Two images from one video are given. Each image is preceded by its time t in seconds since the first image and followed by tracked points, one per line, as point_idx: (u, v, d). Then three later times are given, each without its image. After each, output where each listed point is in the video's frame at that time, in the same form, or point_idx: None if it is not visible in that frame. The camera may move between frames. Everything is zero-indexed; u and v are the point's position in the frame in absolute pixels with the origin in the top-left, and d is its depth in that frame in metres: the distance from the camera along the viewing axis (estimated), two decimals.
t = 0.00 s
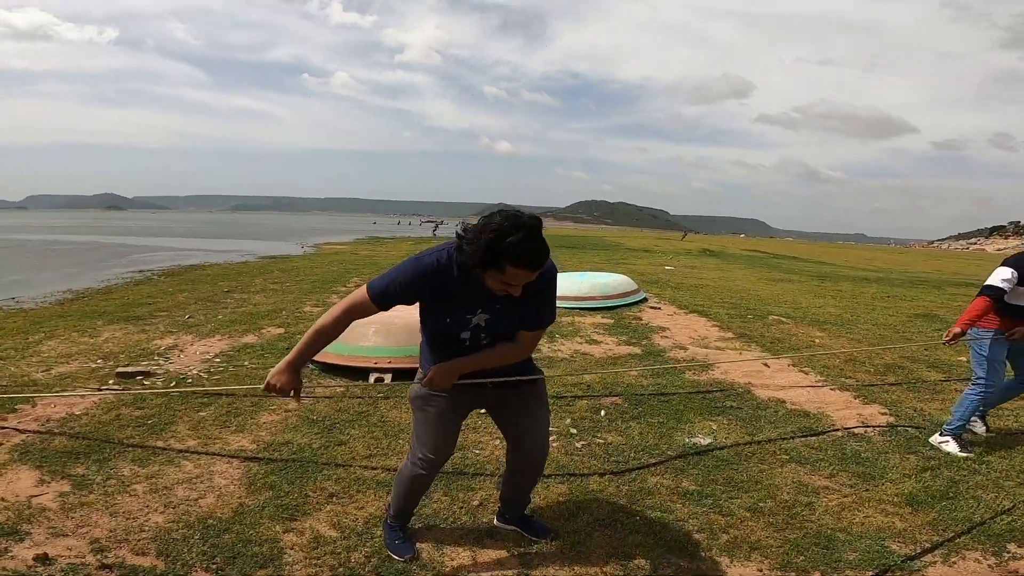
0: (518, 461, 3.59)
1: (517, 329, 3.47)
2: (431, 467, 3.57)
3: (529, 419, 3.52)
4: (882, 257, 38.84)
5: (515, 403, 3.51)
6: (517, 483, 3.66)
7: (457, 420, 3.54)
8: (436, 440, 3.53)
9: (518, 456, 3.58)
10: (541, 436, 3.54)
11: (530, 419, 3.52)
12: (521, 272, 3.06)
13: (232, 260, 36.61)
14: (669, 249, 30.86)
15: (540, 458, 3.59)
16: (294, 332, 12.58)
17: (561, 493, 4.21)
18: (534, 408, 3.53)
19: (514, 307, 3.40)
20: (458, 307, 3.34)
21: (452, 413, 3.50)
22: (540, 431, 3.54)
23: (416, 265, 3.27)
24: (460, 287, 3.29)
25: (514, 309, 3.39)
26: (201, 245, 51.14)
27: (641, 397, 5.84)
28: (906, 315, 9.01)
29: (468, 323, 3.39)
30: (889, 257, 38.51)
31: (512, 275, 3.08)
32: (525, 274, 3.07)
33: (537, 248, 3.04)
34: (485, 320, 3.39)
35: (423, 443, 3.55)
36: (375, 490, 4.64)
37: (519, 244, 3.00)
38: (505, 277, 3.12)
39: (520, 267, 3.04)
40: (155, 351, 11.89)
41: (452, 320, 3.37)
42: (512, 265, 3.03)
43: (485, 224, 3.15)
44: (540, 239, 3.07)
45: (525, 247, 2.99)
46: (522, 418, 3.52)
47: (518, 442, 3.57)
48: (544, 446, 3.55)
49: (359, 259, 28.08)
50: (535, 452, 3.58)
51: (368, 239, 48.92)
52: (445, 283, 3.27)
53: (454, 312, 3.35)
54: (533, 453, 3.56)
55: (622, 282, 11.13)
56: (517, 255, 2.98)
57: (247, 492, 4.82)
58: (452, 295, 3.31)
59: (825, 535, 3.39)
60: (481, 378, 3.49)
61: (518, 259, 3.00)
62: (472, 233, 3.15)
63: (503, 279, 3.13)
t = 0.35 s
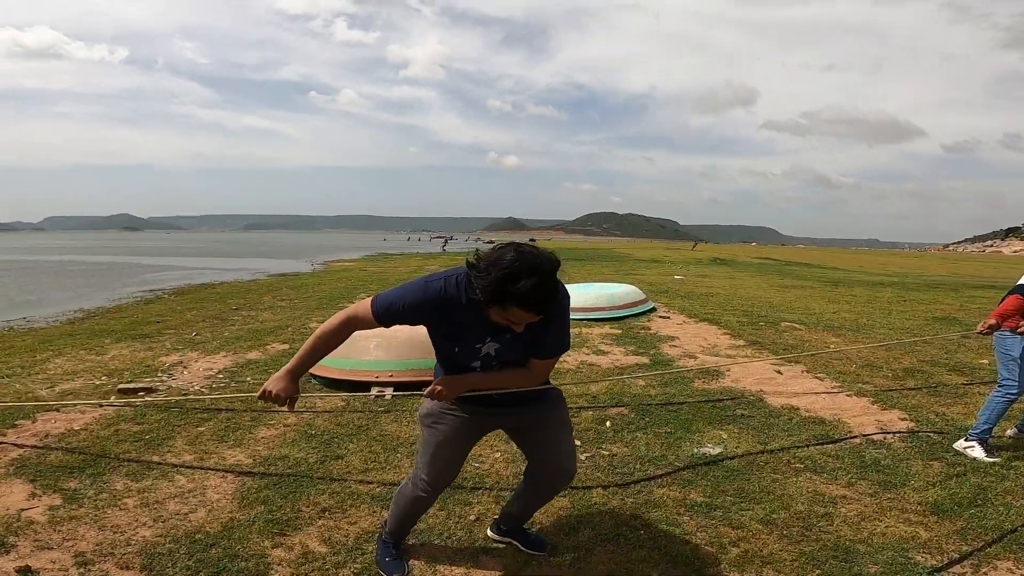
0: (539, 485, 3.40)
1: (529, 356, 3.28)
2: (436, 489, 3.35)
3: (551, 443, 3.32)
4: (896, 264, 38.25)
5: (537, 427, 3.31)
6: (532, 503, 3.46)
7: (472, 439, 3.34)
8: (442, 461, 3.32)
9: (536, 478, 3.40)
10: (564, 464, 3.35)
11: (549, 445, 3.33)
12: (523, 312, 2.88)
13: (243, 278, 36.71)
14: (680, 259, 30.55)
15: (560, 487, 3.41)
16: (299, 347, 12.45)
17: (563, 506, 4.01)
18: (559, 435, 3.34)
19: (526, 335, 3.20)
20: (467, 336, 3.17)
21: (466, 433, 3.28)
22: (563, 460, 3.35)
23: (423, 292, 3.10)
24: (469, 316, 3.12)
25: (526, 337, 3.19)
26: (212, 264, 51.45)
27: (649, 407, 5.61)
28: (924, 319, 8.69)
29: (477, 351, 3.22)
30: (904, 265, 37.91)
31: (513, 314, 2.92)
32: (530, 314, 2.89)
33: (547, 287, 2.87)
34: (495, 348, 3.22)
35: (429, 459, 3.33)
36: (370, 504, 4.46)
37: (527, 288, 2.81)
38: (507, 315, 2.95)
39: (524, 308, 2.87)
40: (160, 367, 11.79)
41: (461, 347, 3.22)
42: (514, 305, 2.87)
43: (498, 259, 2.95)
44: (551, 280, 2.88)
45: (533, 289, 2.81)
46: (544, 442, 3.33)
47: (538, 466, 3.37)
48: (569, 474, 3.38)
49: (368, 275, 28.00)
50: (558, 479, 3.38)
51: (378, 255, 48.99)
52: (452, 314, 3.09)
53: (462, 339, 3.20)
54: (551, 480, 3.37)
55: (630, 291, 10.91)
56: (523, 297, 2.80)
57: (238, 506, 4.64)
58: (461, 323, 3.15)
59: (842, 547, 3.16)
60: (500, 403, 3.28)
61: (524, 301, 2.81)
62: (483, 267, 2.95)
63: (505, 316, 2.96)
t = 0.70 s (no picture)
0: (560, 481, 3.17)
1: (535, 342, 3.03)
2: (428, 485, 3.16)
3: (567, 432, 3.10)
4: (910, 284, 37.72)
5: (547, 417, 3.10)
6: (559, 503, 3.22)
7: (475, 433, 3.14)
8: (441, 454, 3.14)
9: (555, 470, 3.17)
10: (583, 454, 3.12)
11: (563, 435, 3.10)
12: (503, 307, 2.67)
13: (252, 301, 36.83)
14: (689, 277, 30.28)
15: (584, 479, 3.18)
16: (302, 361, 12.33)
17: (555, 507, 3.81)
18: (575, 423, 3.11)
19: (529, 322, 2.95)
20: (464, 326, 2.95)
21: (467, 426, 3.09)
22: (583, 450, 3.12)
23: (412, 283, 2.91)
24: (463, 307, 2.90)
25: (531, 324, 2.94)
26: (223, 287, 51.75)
27: (650, 411, 5.40)
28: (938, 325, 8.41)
29: (479, 341, 2.99)
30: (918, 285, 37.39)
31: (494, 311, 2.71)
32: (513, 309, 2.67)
33: (528, 278, 2.63)
34: (498, 337, 2.98)
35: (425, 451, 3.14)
36: (354, 504, 4.28)
37: (503, 283, 2.58)
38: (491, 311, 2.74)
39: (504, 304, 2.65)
40: (161, 381, 11.70)
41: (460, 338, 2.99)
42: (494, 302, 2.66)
43: (478, 249, 2.73)
44: (532, 270, 2.63)
45: (509, 286, 2.58)
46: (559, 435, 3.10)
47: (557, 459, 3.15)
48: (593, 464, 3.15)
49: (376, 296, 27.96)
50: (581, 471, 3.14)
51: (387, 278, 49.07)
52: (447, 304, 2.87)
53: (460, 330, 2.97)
54: (572, 474, 3.14)
55: (635, 303, 10.75)
56: (498, 294, 2.58)
57: (219, 507, 4.48)
58: (456, 313, 2.93)
59: (853, 544, 2.94)
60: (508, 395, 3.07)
61: (502, 297, 2.59)
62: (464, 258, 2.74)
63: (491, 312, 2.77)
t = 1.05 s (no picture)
0: (571, 447, 2.91)
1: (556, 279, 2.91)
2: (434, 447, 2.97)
3: (584, 396, 2.86)
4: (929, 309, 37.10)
5: (565, 374, 2.89)
6: (570, 474, 2.94)
7: (488, 392, 2.95)
8: (450, 414, 2.95)
9: (570, 439, 2.92)
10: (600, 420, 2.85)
11: (579, 395, 2.87)
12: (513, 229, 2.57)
13: (266, 321, 36.97)
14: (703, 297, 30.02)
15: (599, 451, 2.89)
16: (310, 367, 12.20)
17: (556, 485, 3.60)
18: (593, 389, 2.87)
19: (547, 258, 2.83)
20: (482, 267, 2.86)
21: (480, 383, 2.90)
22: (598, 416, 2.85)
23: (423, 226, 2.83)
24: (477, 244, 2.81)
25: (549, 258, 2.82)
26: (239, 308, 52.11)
27: (658, 401, 5.21)
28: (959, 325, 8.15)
29: (498, 282, 2.90)
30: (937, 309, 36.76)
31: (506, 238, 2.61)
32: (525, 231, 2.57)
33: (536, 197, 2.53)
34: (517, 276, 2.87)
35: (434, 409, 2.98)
36: (345, 483, 4.08)
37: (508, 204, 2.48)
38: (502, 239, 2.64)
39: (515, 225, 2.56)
40: (168, 385, 11.61)
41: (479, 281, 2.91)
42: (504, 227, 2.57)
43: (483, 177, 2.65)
44: (539, 189, 2.53)
45: (518, 202, 2.49)
46: (575, 394, 2.87)
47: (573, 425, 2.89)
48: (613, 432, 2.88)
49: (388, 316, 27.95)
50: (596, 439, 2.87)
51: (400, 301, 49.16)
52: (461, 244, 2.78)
53: (479, 271, 2.90)
54: (586, 440, 2.87)
55: (644, 310, 10.71)
56: (507, 213, 2.49)
57: (206, 486, 4.29)
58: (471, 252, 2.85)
59: (883, 513, 2.71)
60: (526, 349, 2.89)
61: (511, 218, 2.50)
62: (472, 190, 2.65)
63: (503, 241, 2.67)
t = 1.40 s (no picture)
0: (538, 419, 3.05)
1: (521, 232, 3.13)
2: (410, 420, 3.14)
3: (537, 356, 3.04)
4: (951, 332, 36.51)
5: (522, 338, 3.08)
6: (546, 446, 3.07)
7: (451, 361, 3.14)
8: (414, 382, 3.13)
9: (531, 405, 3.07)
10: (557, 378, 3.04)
11: (539, 360, 3.03)
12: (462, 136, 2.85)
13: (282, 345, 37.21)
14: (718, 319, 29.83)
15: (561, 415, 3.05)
16: (322, 383, 12.22)
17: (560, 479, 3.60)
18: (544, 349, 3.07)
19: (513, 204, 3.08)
20: (450, 208, 3.11)
21: (442, 353, 3.09)
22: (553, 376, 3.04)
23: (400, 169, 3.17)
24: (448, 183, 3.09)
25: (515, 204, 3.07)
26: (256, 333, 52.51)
27: (666, 404, 5.20)
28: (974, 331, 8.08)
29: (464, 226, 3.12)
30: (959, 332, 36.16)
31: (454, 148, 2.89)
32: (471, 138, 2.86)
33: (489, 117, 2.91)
34: (481, 221, 3.11)
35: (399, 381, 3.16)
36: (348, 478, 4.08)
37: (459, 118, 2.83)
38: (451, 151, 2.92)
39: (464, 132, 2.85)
40: (182, 400, 11.66)
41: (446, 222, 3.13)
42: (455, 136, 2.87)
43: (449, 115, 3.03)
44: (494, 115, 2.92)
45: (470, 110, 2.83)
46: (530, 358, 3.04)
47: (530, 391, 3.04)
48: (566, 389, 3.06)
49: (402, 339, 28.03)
50: (555, 397, 3.04)
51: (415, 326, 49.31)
52: (432, 175, 3.04)
53: (446, 213, 3.12)
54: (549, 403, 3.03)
55: (654, 325, 10.70)
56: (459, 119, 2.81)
57: (212, 482, 4.28)
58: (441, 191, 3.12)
59: (899, 495, 2.80)
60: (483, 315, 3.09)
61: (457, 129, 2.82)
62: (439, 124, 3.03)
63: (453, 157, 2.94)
